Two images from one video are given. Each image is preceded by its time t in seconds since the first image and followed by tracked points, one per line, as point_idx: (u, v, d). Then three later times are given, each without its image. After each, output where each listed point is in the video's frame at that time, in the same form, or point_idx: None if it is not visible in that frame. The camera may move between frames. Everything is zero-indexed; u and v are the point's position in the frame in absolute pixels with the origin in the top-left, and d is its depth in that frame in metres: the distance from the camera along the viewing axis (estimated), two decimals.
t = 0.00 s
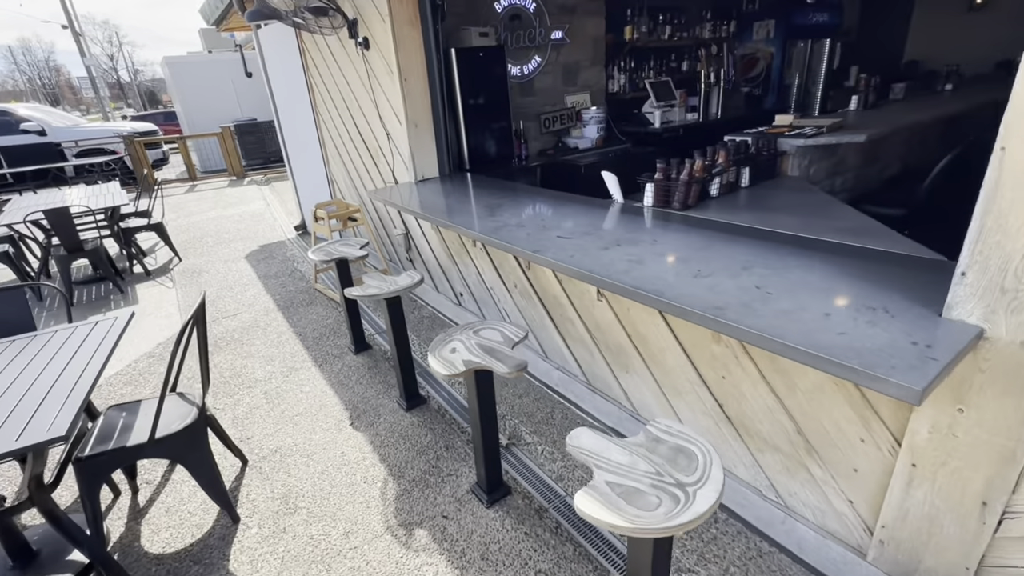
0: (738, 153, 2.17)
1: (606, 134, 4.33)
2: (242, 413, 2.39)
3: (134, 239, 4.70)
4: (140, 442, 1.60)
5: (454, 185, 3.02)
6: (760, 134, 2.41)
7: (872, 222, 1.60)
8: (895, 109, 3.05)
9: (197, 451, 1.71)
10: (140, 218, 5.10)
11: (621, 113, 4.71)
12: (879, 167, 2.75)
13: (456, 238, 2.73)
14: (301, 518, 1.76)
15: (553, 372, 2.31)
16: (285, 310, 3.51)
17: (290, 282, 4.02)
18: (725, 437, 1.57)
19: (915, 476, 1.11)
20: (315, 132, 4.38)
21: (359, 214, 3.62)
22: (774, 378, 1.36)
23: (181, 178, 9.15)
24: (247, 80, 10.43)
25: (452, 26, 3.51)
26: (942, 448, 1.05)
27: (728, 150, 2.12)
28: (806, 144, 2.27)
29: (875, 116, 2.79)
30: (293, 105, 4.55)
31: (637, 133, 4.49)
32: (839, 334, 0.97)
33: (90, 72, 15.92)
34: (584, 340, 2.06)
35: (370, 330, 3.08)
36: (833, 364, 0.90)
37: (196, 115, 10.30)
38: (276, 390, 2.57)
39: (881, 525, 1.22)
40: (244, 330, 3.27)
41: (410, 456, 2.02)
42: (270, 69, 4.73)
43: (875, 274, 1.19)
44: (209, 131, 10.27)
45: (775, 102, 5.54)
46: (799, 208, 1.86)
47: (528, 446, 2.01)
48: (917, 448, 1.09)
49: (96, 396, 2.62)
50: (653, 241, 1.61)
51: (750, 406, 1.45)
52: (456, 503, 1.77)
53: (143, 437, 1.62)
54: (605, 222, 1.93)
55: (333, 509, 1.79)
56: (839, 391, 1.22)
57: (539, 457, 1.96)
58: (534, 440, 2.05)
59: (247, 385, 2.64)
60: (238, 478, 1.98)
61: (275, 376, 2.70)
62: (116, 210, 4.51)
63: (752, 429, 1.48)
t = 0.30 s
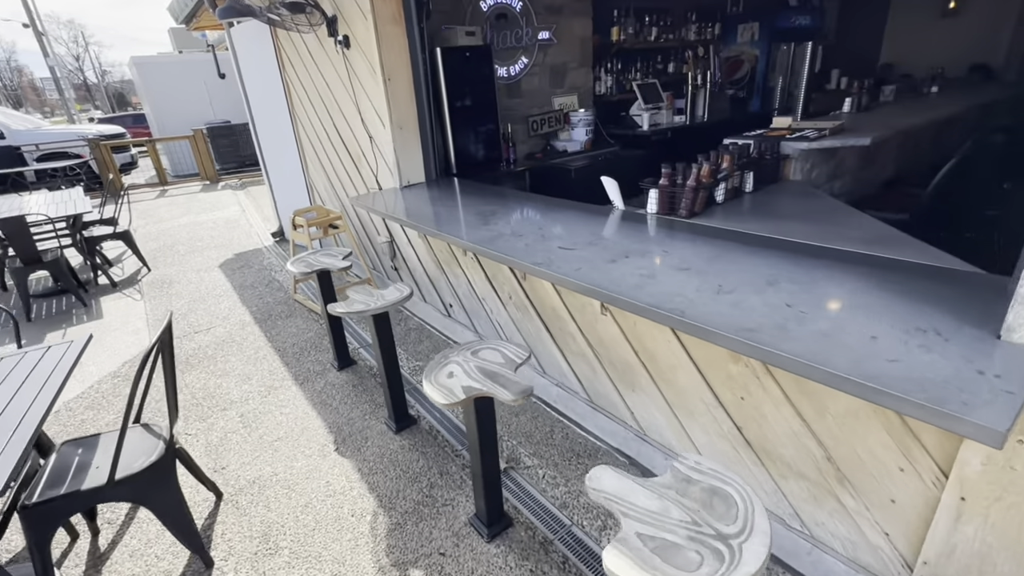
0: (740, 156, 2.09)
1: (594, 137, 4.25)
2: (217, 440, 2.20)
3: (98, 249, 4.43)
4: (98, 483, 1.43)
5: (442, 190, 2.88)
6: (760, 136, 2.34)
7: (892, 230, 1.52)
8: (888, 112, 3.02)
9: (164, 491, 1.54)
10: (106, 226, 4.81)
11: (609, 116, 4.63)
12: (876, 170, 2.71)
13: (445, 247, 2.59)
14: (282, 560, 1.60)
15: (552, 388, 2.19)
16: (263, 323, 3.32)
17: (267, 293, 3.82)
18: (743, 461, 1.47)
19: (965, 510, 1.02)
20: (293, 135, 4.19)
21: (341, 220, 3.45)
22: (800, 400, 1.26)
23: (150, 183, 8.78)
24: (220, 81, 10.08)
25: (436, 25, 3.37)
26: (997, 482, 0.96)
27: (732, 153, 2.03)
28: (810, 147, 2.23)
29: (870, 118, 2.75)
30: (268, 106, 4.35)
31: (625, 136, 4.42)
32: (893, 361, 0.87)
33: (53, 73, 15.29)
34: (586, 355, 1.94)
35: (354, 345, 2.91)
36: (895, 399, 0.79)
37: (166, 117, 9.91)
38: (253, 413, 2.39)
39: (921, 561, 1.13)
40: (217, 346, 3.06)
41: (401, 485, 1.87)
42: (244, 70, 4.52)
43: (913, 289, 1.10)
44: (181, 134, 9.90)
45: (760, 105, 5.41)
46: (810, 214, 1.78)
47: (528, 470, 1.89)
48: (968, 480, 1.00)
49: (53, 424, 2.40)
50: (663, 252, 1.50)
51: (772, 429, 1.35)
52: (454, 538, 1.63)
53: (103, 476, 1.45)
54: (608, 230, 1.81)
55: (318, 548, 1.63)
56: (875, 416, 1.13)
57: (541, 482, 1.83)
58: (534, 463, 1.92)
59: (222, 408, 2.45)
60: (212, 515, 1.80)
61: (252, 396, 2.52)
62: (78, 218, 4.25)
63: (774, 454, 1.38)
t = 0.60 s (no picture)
0: (740, 168, 2.04)
1: (579, 143, 4.18)
2: (187, 474, 2.03)
3: (57, 262, 4.16)
4: (48, 541, 1.26)
5: (427, 201, 2.76)
6: (756, 146, 2.30)
7: (905, 247, 1.46)
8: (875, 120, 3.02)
9: (127, 544, 1.38)
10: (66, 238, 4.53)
11: (594, 122, 4.56)
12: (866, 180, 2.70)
13: (432, 262, 2.47)
14: None
15: (548, 411, 2.08)
16: (236, 341, 3.13)
17: (241, 308, 3.62)
18: (759, 492, 1.39)
19: (1010, 554, 0.94)
20: (267, 142, 4.01)
21: (319, 232, 3.29)
22: (823, 431, 1.19)
23: (116, 190, 8.40)
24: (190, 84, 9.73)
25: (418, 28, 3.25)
26: None
27: (733, 164, 1.96)
28: (808, 158, 2.17)
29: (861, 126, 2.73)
30: (241, 111, 4.15)
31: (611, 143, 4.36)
32: (946, 403, 0.79)
33: (11, 75, 14.61)
34: (585, 377, 1.84)
35: (335, 364, 2.76)
36: (960, 451, 0.71)
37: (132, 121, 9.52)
38: (227, 443, 2.22)
39: None
40: (187, 368, 2.87)
41: (390, 522, 1.74)
42: (214, 74, 4.31)
43: (948, 317, 1.03)
44: (148, 138, 9.52)
45: (741, 112, 5.35)
46: (815, 228, 1.73)
47: (526, 501, 1.77)
48: (1015, 523, 0.92)
49: (3, 460, 2.19)
50: (672, 272, 1.41)
51: (791, 460, 1.27)
52: None
53: (54, 532, 1.28)
54: (607, 246, 1.72)
55: None
56: (908, 451, 1.05)
57: (540, 514, 1.72)
58: (532, 493, 1.81)
59: (192, 437, 2.27)
60: (181, 562, 1.64)
61: (225, 424, 2.34)
62: (34, 229, 3.98)
63: (793, 486, 1.30)
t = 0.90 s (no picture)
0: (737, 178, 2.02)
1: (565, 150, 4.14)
2: (161, 506, 1.89)
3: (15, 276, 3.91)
4: None
5: (413, 211, 2.66)
6: (748, 157, 2.29)
7: (909, 260, 1.45)
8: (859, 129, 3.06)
9: None
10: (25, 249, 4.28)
11: (578, 129, 4.53)
12: (853, 189, 2.73)
13: (420, 274, 2.38)
14: None
15: (545, 428, 2.02)
16: (212, 358, 2.97)
17: (217, 322, 3.46)
18: (772, 513, 1.35)
19: None
20: (243, 149, 3.86)
21: (300, 243, 3.16)
22: (842, 452, 1.15)
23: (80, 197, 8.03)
24: (158, 88, 9.37)
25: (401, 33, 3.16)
26: None
27: (730, 174, 1.94)
28: (801, 167, 2.16)
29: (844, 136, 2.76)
30: (214, 117, 3.99)
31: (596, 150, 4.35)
32: (992, 432, 0.75)
33: None
34: (586, 395, 1.78)
35: (319, 382, 2.64)
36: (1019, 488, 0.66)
37: (95, 125, 9.13)
38: (204, 470, 2.08)
39: None
40: (159, 388, 2.70)
41: (384, 553, 1.64)
42: (186, 78, 4.14)
43: (972, 336, 1.00)
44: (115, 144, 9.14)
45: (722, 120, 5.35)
46: (816, 240, 1.71)
47: (527, 525, 1.70)
48: None
49: None
50: (679, 288, 1.36)
51: (807, 482, 1.24)
52: None
53: None
54: (605, 258, 1.67)
55: None
56: (933, 474, 1.02)
57: (542, 539, 1.64)
58: (533, 516, 1.73)
59: (166, 464, 2.13)
60: None
61: (202, 449, 2.20)
62: None
63: (809, 508, 1.26)
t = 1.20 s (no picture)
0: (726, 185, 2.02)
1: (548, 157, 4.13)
2: (137, 532, 1.79)
3: None
4: None
5: (400, 218, 2.60)
6: (736, 164, 2.32)
7: (900, 266, 1.47)
8: (835, 135, 3.14)
9: None
10: None
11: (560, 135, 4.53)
12: (832, 195, 2.81)
13: (408, 284, 2.33)
14: None
15: (540, 439, 1.98)
16: (188, 373, 2.85)
17: (192, 335, 3.33)
18: (775, 522, 1.34)
19: None
20: (218, 155, 3.73)
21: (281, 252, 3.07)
22: (847, 460, 1.15)
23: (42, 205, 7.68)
24: (124, 92, 9.05)
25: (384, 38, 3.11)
26: None
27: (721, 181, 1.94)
28: (787, 174, 2.19)
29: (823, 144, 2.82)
30: (188, 123, 3.86)
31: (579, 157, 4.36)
32: (1010, 441, 0.75)
33: None
34: (582, 405, 1.75)
35: (302, 396, 2.56)
36: None
37: (57, 130, 8.76)
38: (182, 492, 1.98)
39: None
40: (131, 405, 2.57)
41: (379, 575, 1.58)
42: (157, 82, 4.00)
43: (975, 342, 1.01)
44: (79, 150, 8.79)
45: (699, 126, 5.48)
46: (807, 246, 1.72)
47: (525, 540, 1.65)
48: None
49: None
50: (680, 296, 1.35)
51: (812, 490, 1.23)
52: None
53: None
54: (600, 265, 1.65)
55: None
56: (940, 481, 1.02)
57: (541, 554, 1.60)
58: (530, 530, 1.69)
59: (142, 486, 2.02)
60: None
61: (180, 469, 2.10)
62: None
63: (813, 516, 1.25)
